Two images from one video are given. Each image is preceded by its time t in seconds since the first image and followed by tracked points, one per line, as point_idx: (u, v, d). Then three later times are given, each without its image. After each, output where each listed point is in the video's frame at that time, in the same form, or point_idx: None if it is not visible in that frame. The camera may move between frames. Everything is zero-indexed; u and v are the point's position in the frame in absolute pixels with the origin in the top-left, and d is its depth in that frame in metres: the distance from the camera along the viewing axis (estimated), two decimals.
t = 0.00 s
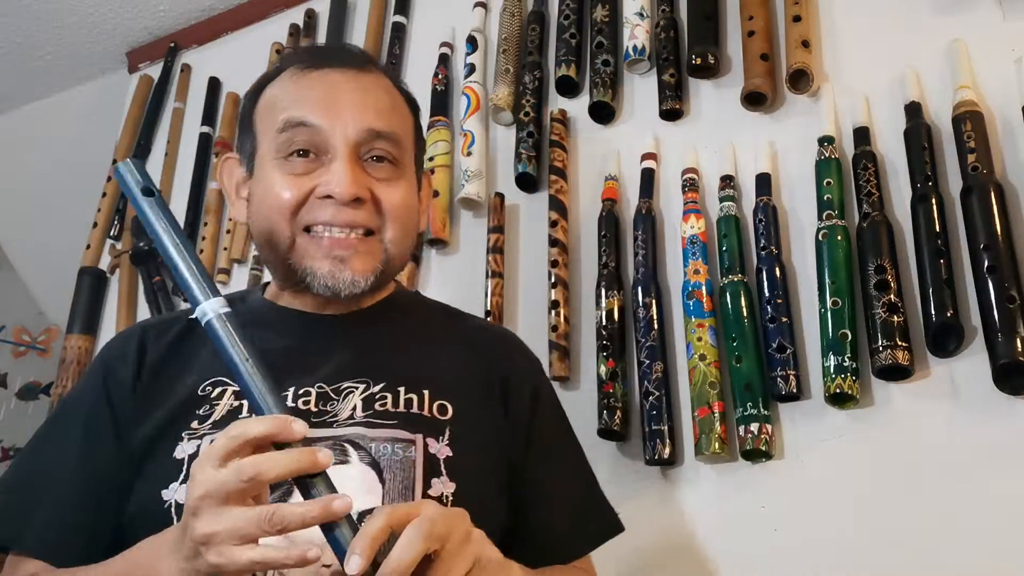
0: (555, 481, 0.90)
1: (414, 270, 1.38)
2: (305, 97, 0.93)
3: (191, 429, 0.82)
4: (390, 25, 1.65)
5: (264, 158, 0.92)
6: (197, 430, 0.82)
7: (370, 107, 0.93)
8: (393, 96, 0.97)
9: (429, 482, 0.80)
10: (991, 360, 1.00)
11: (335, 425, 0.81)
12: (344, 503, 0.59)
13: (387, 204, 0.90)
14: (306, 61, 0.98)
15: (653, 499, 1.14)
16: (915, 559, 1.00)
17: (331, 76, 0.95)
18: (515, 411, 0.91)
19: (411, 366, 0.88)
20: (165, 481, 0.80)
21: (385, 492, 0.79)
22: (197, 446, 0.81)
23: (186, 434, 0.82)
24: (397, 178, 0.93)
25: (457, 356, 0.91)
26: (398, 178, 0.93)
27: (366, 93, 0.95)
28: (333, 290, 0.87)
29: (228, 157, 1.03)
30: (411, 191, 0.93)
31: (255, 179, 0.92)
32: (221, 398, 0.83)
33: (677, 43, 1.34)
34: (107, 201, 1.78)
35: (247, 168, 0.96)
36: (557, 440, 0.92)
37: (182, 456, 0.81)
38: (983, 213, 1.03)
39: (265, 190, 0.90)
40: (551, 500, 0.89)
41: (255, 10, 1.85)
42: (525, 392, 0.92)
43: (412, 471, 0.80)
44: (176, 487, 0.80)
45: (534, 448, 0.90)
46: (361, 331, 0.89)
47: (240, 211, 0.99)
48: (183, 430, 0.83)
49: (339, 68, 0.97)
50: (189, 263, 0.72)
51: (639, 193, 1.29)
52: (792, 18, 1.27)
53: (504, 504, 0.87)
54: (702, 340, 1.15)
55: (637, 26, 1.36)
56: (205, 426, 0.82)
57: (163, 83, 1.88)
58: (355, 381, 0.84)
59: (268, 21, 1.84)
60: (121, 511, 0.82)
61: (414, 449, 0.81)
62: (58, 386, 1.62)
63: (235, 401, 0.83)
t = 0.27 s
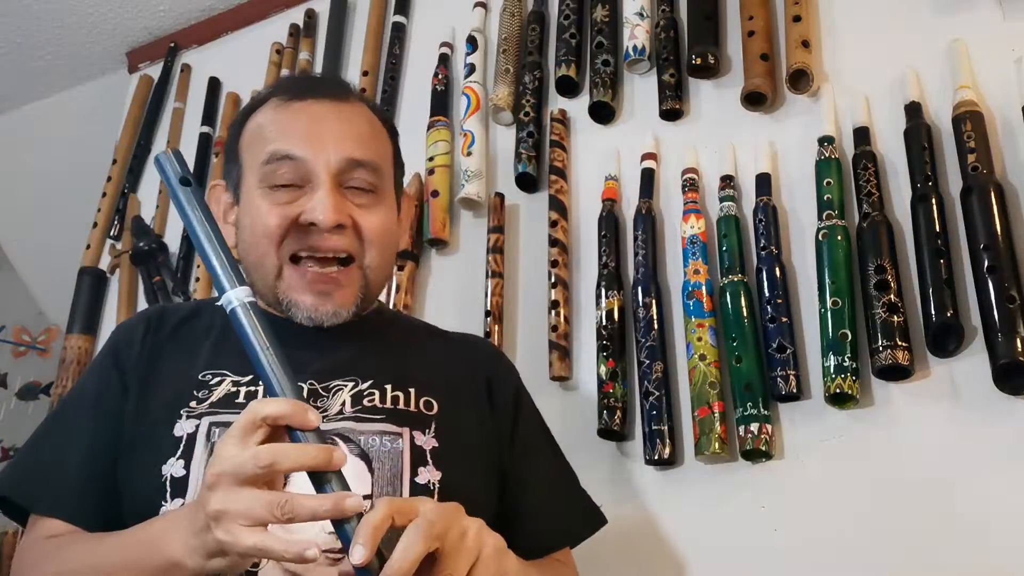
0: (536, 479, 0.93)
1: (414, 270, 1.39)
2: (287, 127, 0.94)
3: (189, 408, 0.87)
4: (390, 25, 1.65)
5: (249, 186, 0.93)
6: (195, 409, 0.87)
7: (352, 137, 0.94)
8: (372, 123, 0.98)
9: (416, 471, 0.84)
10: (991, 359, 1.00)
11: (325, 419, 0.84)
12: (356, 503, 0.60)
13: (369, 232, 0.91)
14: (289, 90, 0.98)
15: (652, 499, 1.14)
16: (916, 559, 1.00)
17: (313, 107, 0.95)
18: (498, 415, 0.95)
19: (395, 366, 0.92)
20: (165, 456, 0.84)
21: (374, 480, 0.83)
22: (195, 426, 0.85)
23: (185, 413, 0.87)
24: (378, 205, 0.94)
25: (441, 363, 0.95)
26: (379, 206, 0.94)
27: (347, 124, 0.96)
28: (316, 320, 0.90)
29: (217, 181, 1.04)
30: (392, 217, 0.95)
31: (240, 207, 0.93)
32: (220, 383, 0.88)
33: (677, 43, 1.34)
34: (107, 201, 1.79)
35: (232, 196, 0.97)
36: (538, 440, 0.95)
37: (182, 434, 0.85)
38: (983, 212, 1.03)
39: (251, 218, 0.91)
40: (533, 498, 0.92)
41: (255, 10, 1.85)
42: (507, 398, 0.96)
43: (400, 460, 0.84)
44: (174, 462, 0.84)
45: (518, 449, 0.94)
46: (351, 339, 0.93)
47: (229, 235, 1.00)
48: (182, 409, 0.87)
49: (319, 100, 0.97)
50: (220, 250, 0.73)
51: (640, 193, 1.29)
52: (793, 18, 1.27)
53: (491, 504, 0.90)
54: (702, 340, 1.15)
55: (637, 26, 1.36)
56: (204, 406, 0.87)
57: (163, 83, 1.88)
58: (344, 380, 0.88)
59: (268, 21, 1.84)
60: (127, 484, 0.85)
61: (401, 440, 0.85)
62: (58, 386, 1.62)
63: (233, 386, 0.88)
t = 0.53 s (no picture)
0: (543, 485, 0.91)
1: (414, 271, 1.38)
2: (285, 128, 1.01)
3: (190, 415, 0.89)
4: (390, 25, 1.65)
5: (252, 187, 1.00)
6: (196, 416, 0.88)
7: (345, 134, 1.00)
8: (369, 123, 1.04)
9: (419, 462, 0.85)
10: (991, 359, 1.00)
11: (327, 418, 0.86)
12: (381, 497, 0.60)
13: (359, 220, 0.96)
14: (292, 96, 1.06)
15: (652, 499, 1.14)
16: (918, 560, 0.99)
17: (310, 109, 1.03)
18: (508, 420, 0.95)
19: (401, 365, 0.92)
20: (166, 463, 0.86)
21: (377, 472, 0.84)
22: (197, 433, 0.87)
23: (186, 420, 0.88)
24: (370, 198, 0.99)
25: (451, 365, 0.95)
26: (371, 198, 0.99)
27: (342, 122, 1.01)
28: (309, 301, 0.94)
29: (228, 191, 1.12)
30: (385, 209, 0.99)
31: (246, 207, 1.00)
32: (219, 391, 0.90)
33: (677, 43, 1.34)
34: (107, 201, 1.79)
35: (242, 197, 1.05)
36: (550, 445, 0.94)
37: (184, 440, 0.87)
38: (983, 212, 1.03)
39: (251, 212, 0.97)
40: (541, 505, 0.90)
41: (255, 10, 1.85)
42: (517, 402, 0.96)
43: (402, 453, 0.85)
44: (176, 466, 0.86)
45: (529, 450, 0.93)
46: (357, 339, 0.94)
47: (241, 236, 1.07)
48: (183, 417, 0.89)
49: (317, 101, 1.04)
50: (250, 247, 0.72)
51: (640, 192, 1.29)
52: (792, 18, 1.27)
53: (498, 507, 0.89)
54: (702, 340, 1.15)
55: (637, 26, 1.36)
56: (204, 412, 0.88)
57: (163, 83, 1.88)
58: (348, 381, 0.90)
59: (268, 21, 1.84)
60: (128, 499, 0.87)
61: (404, 433, 0.86)
62: (58, 386, 1.62)
63: (232, 392, 0.89)
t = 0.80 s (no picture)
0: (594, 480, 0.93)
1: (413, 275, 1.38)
2: (335, 123, 1.06)
3: (232, 403, 0.93)
4: (390, 25, 1.65)
5: (301, 179, 1.04)
6: (238, 403, 0.93)
7: (394, 131, 1.05)
8: (416, 119, 1.09)
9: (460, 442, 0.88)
10: (990, 359, 1.00)
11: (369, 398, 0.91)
12: (433, 426, 0.64)
13: (405, 212, 0.99)
14: (340, 92, 1.11)
15: (653, 498, 1.14)
16: (918, 559, 0.99)
17: (361, 103, 1.07)
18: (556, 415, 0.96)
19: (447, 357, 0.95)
20: (208, 448, 0.91)
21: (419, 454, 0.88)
22: (239, 419, 0.91)
23: (229, 408, 0.93)
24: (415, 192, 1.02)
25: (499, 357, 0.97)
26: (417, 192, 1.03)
27: (390, 119, 1.06)
28: (354, 290, 0.96)
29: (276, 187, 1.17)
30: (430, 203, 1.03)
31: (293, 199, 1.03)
32: (260, 377, 0.95)
33: (677, 43, 1.34)
34: (106, 201, 1.79)
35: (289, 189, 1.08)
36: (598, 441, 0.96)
37: (226, 427, 0.91)
38: (983, 212, 1.03)
39: (300, 203, 1.01)
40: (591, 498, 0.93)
41: (255, 10, 1.85)
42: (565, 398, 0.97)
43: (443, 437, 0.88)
44: (219, 451, 0.90)
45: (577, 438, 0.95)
46: (407, 331, 0.98)
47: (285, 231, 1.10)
48: (226, 405, 0.94)
49: (368, 98, 1.09)
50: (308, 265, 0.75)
51: (639, 192, 1.29)
52: (792, 18, 1.27)
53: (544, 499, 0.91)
54: (703, 340, 1.15)
55: (637, 26, 1.36)
56: (246, 399, 0.93)
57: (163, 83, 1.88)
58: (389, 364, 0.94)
59: (268, 21, 1.84)
60: (164, 492, 0.92)
61: (446, 415, 0.89)
62: (58, 386, 1.63)
63: (274, 378, 0.94)
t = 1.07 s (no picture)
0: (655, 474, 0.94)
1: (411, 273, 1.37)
2: (384, 117, 1.03)
3: (292, 385, 0.92)
4: (390, 25, 1.65)
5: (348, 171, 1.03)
6: (298, 385, 0.92)
7: (438, 129, 1.00)
8: (465, 116, 1.04)
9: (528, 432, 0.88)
10: (990, 359, 1.00)
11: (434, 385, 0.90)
12: (514, 392, 0.66)
13: (439, 215, 0.96)
14: (396, 85, 1.08)
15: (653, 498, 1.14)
16: (919, 558, 1.00)
17: (413, 97, 1.04)
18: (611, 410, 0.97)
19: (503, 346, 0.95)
20: (274, 429, 0.89)
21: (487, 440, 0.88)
22: (301, 400, 0.90)
23: (289, 390, 0.92)
24: (454, 193, 0.98)
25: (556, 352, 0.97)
26: (456, 193, 0.99)
27: (436, 114, 1.02)
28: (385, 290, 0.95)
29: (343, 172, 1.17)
30: (467, 204, 0.99)
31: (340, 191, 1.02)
32: (319, 360, 0.94)
33: (677, 43, 1.34)
34: (106, 201, 1.79)
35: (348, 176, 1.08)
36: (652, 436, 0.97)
37: (289, 408, 0.90)
38: (982, 212, 1.03)
39: (345, 197, 1.00)
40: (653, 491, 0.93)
41: (255, 10, 1.85)
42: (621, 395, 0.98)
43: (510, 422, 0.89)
44: (285, 433, 0.88)
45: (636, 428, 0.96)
46: (466, 319, 0.98)
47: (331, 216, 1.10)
48: (285, 386, 0.92)
49: (421, 92, 1.05)
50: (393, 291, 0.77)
51: (639, 192, 1.29)
52: (792, 18, 1.27)
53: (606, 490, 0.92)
54: (703, 340, 1.15)
55: (637, 26, 1.36)
56: (306, 380, 0.92)
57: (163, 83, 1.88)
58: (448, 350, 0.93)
59: (268, 21, 1.84)
60: (224, 476, 0.89)
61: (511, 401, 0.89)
62: (59, 386, 1.63)
63: (333, 361, 0.94)
